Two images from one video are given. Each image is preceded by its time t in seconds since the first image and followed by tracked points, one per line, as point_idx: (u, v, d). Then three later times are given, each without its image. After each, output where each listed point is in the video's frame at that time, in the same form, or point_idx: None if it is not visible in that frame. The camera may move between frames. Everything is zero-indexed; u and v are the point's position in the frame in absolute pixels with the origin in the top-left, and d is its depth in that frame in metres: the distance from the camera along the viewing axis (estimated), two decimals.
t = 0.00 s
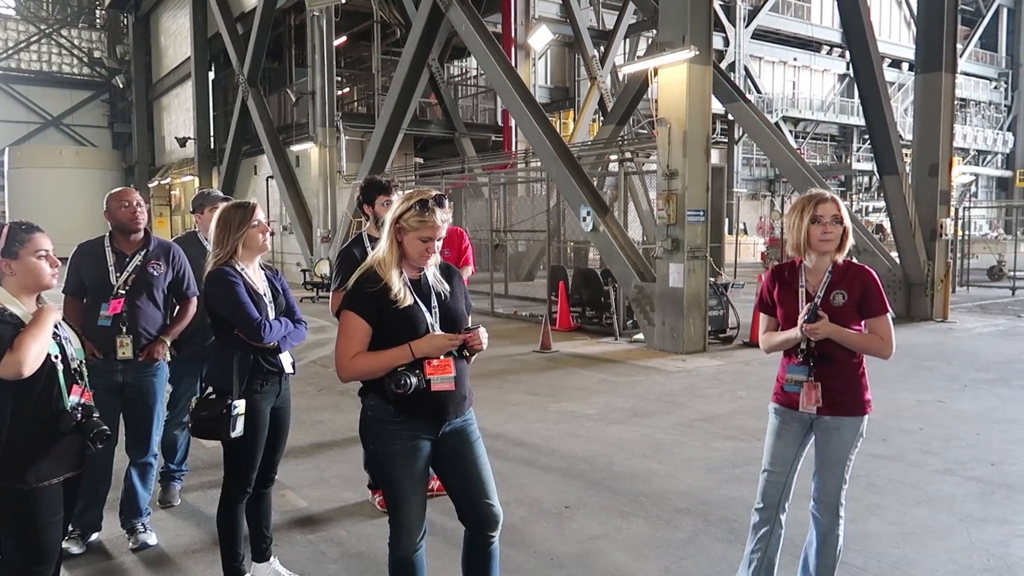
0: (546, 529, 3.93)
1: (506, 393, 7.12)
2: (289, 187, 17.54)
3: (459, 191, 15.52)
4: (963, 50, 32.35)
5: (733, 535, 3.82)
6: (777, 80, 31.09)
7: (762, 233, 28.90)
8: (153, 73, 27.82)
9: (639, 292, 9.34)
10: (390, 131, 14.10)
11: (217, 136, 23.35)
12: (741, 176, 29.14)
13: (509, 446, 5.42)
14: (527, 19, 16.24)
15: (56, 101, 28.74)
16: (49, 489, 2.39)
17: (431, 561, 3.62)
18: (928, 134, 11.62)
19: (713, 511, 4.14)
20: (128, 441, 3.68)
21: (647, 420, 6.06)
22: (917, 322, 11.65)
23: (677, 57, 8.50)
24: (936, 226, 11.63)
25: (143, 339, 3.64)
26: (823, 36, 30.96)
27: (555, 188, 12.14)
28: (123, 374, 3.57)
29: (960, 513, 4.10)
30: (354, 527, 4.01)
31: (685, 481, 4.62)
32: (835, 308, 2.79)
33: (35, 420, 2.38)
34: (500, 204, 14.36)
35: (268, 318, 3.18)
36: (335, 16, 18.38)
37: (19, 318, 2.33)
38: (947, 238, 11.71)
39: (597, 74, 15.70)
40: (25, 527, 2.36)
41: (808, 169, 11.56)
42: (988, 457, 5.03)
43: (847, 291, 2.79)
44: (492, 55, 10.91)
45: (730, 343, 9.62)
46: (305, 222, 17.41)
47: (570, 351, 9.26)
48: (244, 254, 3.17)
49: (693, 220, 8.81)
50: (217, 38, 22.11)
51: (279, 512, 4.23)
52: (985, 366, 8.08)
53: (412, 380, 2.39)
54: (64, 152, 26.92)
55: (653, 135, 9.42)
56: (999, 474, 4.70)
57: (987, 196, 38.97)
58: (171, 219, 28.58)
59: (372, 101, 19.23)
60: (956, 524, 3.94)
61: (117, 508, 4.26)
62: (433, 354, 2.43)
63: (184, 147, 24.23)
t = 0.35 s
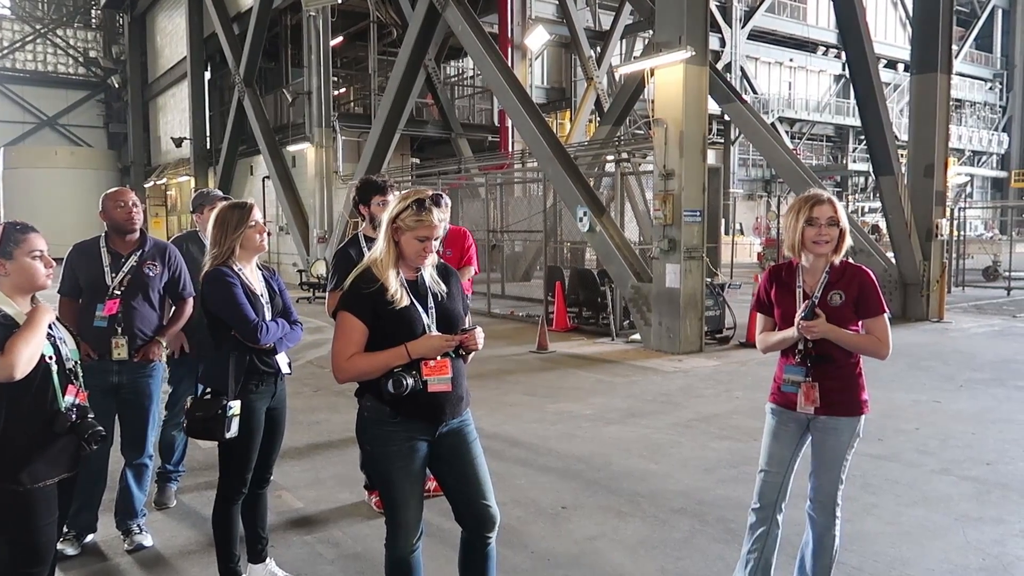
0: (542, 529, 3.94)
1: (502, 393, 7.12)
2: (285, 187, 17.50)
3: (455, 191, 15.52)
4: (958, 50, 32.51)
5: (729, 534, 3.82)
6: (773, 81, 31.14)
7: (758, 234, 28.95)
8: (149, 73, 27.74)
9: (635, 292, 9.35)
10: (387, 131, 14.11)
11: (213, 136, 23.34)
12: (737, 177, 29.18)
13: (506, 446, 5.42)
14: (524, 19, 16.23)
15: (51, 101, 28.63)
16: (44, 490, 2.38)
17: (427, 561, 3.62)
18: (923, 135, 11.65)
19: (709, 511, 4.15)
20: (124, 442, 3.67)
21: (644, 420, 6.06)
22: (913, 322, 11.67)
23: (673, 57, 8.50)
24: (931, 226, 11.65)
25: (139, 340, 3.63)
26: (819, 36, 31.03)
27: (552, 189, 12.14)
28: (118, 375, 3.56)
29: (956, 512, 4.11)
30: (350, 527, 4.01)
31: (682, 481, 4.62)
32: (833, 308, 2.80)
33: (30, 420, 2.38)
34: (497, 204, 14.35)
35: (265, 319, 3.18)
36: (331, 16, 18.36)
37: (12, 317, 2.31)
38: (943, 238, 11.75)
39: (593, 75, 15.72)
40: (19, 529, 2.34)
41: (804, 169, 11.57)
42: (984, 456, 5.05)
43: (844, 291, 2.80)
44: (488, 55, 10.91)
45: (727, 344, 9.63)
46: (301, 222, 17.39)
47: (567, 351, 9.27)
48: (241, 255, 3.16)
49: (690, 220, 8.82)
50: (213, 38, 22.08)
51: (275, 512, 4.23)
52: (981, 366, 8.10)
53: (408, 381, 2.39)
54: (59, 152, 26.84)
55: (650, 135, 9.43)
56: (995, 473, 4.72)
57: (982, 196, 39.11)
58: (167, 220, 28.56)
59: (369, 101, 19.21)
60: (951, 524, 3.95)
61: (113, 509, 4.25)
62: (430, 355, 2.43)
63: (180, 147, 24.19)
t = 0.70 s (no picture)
0: (540, 529, 3.93)
1: (501, 393, 7.12)
2: (282, 187, 17.47)
3: (453, 191, 15.50)
4: (956, 50, 32.58)
5: (727, 534, 3.82)
6: (771, 81, 31.16)
7: (756, 233, 28.95)
8: (147, 73, 27.69)
9: (634, 292, 9.34)
10: (385, 131, 14.08)
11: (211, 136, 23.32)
12: (735, 176, 29.20)
13: (504, 446, 5.41)
14: (522, 19, 16.25)
15: (47, 101, 28.58)
16: (41, 491, 2.37)
17: (425, 561, 3.61)
18: (920, 135, 11.67)
19: (707, 510, 4.14)
20: (120, 443, 3.66)
21: (642, 420, 6.06)
22: (911, 321, 11.68)
23: (671, 57, 8.50)
24: (929, 226, 11.67)
25: (135, 341, 3.62)
26: (817, 36, 31.05)
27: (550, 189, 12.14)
28: (115, 376, 3.56)
29: (953, 511, 4.12)
30: (348, 527, 4.00)
31: (680, 481, 4.62)
32: (829, 311, 2.81)
33: (26, 421, 2.36)
34: (495, 204, 14.35)
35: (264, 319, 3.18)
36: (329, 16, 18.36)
37: (8, 319, 2.30)
38: (940, 238, 11.78)
39: (591, 75, 15.71)
40: (15, 531, 2.33)
41: (803, 170, 11.57)
42: (981, 456, 5.05)
43: (841, 293, 2.80)
44: (486, 54, 10.90)
45: (725, 343, 9.64)
46: (299, 222, 17.37)
47: (565, 351, 9.27)
48: (240, 255, 3.16)
49: (688, 220, 8.81)
50: (210, 38, 22.04)
51: (273, 513, 4.22)
52: (979, 366, 8.11)
53: (406, 380, 2.38)
54: (57, 152, 26.85)
55: (647, 135, 9.43)
56: (992, 473, 4.73)
57: (980, 196, 39.15)
58: (165, 220, 28.55)
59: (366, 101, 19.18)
60: (950, 523, 3.95)
61: (110, 510, 4.24)
62: (428, 355, 2.42)
63: (177, 147, 24.18)
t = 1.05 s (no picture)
0: (539, 526, 3.93)
1: (499, 390, 7.12)
2: (280, 184, 17.42)
3: (451, 187, 15.48)
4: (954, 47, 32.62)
5: (725, 531, 3.83)
6: (768, 78, 31.17)
7: (754, 230, 28.97)
8: (144, 70, 27.61)
9: (632, 289, 9.34)
10: (382, 128, 14.06)
11: (208, 133, 23.29)
12: (733, 173, 29.21)
13: (502, 443, 5.41)
14: (520, 15, 16.25)
15: (44, 98, 28.53)
16: (38, 489, 2.37)
17: (423, 559, 3.61)
18: (918, 132, 11.67)
19: (705, 507, 4.15)
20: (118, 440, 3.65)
21: (640, 417, 6.06)
22: (908, 318, 11.70)
23: (668, 53, 8.50)
24: (927, 223, 11.69)
25: (133, 338, 3.61)
26: (815, 33, 31.04)
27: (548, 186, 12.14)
28: (112, 373, 3.55)
29: (951, 508, 4.12)
30: (346, 525, 4.00)
31: (678, 478, 4.63)
32: (825, 307, 2.81)
33: (22, 419, 2.36)
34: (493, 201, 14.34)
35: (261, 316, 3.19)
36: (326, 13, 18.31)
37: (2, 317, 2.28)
38: (937, 235, 11.80)
39: (589, 72, 15.68)
40: (12, 529, 2.33)
41: (801, 167, 11.57)
42: (978, 452, 5.06)
43: (837, 289, 2.81)
44: (483, 51, 10.87)
45: (723, 340, 9.65)
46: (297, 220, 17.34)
47: (563, 348, 9.27)
48: (237, 251, 3.16)
49: (686, 217, 8.80)
50: (207, 35, 21.98)
51: (271, 510, 4.22)
52: (977, 362, 8.12)
53: (405, 378, 2.38)
54: (54, 150, 27.07)
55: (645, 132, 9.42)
56: (990, 469, 4.73)
57: (977, 193, 39.19)
58: (162, 217, 28.55)
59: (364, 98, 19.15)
60: (947, 520, 3.96)
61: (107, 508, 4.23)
62: (426, 352, 2.42)
63: (175, 144, 24.14)
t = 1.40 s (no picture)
0: (537, 521, 3.94)
1: (498, 385, 7.12)
2: (278, 178, 17.38)
3: (449, 182, 15.44)
4: (954, 41, 32.61)
5: (723, 525, 3.84)
6: (768, 73, 31.11)
7: (753, 225, 28.96)
8: (142, 65, 27.53)
9: (631, 284, 9.34)
10: (381, 122, 14.01)
11: (207, 127, 23.24)
12: (732, 168, 29.19)
13: (501, 437, 5.42)
14: (519, 10, 16.22)
15: (42, 92, 28.54)
16: (35, 483, 2.37)
17: (422, 553, 3.62)
18: (918, 126, 11.65)
19: (704, 501, 4.16)
20: (117, 436, 3.65)
21: (639, 411, 6.07)
22: (907, 313, 11.72)
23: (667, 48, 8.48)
24: (926, 218, 11.70)
25: (131, 333, 3.60)
26: (815, 28, 30.95)
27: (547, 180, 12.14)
28: (110, 368, 3.54)
29: (949, 502, 4.14)
30: (345, 519, 4.00)
31: (676, 472, 4.64)
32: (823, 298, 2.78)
33: (19, 414, 2.35)
34: (492, 196, 14.33)
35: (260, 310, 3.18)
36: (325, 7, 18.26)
37: None
38: (937, 230, 11.79)
39: (589, 66, 15.63)
40: (11, 523, 2.33)
41: (800, 161, 11.55)
42: (977, 447, 5.07)
43: (835, 280, 2.78)
44: (483, 46, 10.84)
45: (722, 335, 9.66)
46: (296, 214, 17.31)
47: (563, 343, 9.28)
48: (236, 245, 3.15)
49: (685, 212, 8.80)
50: (205, 29, 21.90)
51: (270, 504, 4.23)
52: (976, 357, 8.14)
53: (405, 372, 2.38)
54: (52, 145, 27.52)
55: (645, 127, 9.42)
56: (988, 463, 4.75)
57: (977, 188, 39.17)
58: (161, 211, 28.58)
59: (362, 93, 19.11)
60: (945, 514, 3.97)
61: (107, 503, 4.23)
62: (426, 346, 2.42)
63: (173, 139, 24.10)
